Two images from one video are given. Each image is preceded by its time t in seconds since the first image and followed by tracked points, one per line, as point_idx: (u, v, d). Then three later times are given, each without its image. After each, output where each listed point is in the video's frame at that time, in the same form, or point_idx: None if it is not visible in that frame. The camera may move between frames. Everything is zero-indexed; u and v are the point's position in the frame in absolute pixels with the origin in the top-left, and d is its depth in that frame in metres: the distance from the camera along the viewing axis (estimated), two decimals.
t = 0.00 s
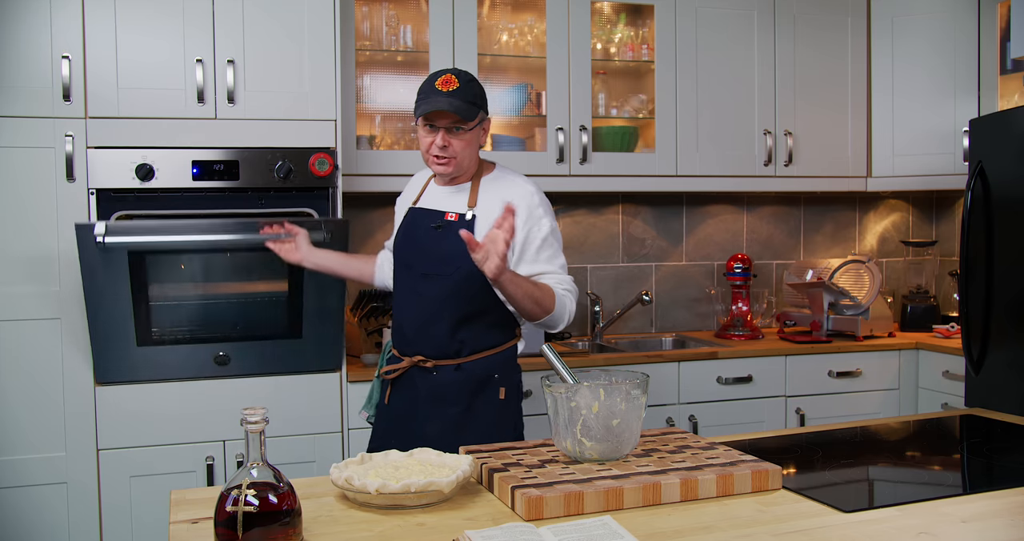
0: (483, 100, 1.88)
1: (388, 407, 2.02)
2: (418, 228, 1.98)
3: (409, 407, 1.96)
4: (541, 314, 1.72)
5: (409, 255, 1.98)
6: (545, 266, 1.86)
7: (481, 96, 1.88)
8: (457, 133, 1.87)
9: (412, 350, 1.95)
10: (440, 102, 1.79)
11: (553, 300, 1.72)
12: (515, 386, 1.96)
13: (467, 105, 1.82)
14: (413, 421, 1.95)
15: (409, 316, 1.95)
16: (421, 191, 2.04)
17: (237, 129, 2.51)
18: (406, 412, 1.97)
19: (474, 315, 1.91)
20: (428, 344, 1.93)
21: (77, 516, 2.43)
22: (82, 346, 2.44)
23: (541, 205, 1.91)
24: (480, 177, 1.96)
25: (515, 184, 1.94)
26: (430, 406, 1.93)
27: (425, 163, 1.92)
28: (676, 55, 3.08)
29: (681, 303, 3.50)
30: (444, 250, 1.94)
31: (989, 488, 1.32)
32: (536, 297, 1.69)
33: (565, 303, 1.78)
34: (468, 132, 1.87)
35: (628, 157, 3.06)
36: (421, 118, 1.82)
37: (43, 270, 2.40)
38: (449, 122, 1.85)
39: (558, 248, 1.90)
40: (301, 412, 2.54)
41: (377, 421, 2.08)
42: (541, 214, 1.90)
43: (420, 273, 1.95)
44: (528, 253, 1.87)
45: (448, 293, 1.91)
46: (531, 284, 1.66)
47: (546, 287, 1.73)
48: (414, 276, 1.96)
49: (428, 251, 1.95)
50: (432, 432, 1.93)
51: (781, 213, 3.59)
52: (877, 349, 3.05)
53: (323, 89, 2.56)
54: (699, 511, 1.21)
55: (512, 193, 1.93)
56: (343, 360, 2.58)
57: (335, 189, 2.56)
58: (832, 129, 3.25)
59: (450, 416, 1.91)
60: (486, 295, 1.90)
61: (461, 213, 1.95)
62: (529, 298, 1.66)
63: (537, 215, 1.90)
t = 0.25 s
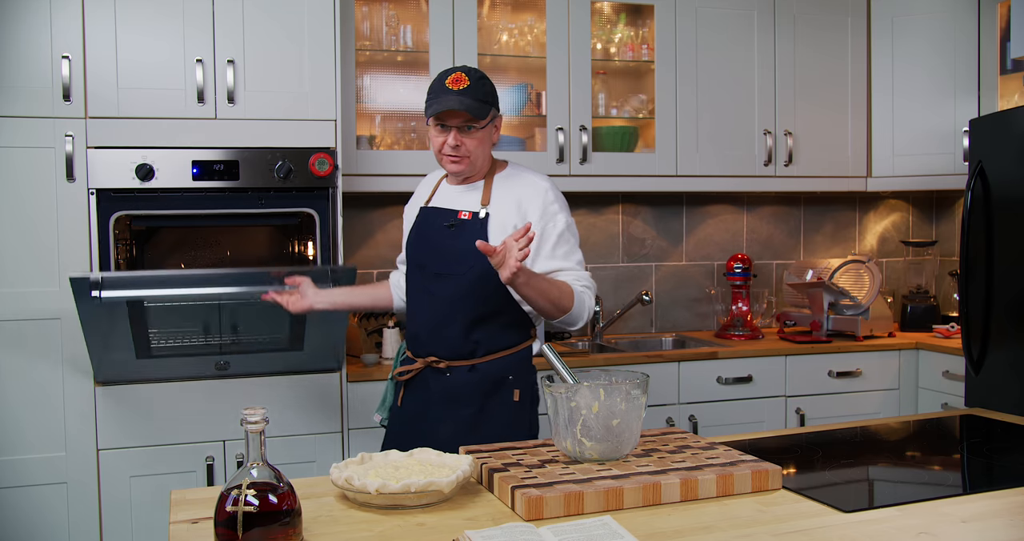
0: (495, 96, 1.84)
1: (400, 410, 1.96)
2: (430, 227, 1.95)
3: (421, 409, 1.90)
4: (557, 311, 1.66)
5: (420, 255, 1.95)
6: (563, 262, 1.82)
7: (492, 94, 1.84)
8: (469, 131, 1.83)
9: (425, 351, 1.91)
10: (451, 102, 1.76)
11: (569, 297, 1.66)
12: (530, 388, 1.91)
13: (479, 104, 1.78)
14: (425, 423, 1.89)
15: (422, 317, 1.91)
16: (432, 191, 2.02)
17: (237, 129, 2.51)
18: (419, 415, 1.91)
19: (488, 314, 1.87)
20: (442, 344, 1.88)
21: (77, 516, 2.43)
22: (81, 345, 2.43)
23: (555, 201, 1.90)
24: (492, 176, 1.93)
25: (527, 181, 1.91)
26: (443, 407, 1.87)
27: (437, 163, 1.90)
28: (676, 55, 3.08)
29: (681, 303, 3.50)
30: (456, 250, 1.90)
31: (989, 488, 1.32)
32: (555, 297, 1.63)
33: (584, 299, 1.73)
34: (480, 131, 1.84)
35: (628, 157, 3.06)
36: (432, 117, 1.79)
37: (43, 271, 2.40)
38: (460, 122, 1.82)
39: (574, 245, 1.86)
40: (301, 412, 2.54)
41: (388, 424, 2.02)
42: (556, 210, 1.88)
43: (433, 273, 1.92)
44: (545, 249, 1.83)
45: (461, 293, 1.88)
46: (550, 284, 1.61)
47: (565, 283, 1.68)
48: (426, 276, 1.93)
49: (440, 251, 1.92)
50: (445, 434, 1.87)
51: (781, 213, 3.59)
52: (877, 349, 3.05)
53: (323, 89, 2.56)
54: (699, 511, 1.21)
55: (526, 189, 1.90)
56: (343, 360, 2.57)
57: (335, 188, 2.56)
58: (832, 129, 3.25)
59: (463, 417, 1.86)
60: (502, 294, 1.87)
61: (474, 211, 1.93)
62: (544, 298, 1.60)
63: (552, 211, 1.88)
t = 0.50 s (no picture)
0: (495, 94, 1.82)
1: (420, 417, 1.91)
2: (440, 230, 1.89)
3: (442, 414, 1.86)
4: (573, 307, 1.62)
5: (431, 259, 1.88)
6: (576, 253, 1.77)
7: (491, 91, 1.82)
8: (472, 131, 1.81)
9: (444, 355, 1.86)
10: (451, 101, 1.74)
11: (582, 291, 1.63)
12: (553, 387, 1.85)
13: (478, 101, 1.76)
14: (449, 427, 1.85)
15: (437, 321, 1.85)
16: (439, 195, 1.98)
17: (237, 129, 2.51)
18: (440, 421, 1.87)
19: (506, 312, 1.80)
20: (461, 346, 1.83)
21: (77, 516, 2.43)
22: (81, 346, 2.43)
23: (564, 193, 1.85)
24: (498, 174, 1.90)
25: (536, 174, 1.88)
26: (465, 411, 1.82)
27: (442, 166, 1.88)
28: (676, 55, 3.08)
29: (681, 303, 3.50)
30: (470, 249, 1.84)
31: (989, 488, 1.32)
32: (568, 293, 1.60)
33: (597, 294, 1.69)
34: (482, 129, 1.82)
35: (628, 157, 3.06)
36: (431, 118, 1.77)
37: (43, 271, 2.40)
38: (461, 121, 1.80)
39: (586, 236, 1.82)
40: (301, 412, 2.54)
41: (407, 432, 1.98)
42: (565, 201, 1.84)
43: (446, 275, 1.85)
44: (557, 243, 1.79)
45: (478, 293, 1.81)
46: (561, 281, 1.59)
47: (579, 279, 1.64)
48: (438, 280, 1.87)
49: (452, 252, 1.86)
50: (469, 438, 1.83)
51: (781, 213, 3.59)
52: (877, 349, 3.05)
53: (322, 89, 2.56)
54: (699, 511, 1.21)
55: (534, 182, 1.86)
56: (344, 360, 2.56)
57: (335, 188, 2.56)
58: (832, 129, 3.25)
59: (487, 420, 1.81)
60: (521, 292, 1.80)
61: (484, 210, 1.88)
62: (554, 294, 1.57)
63: (561, 202, 1.83)
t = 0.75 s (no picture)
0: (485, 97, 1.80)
1: (433, 424, 1.88)
2: (447, 234, 1.89)
3: (457, 420, 1.83)
4: (576, 316, 1.63)
5: (439, 264, 1.88)
6: (582, 253, 1.76)
7: (480, 95, 1.79)
8: (466, 137, 1.79)
9: (457, 359, 1.83)
10: (442, 111, 1.72)
11: (583, 299, 1.63)
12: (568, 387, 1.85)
13: (470, 107, 1.74)
14: (465, 433, 1.82)
15: (449, 325, 1.83)
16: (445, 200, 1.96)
17: (237, 129, 2.51)
18: (455, 427, 1.84)
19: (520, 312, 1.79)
20: (475, 349, 1.80)
21: (77, 516, 2.43)
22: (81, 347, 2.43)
23: (568, 190, 1.84)
24: (500, 177, 1.88)
25: (539, 173, 1.87)
26: (481, 415, 1.80)
27: (441, 176, 1.86)
28: (676, 55, 3.08)
29: (681, 303, 3.50)
30: (479, 253, 1.84)
31: (989, 488, 1.32)
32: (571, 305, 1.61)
33: (605, 293, 1.69)
34: (477, 133, 1.79)
35: (628, 157, 3.06)
36: (424, 130, 1.76)
37: (43, 271, 2.40)
38: (455, 128, 1.77)
39: (592, 232, 1.81)
40: (301, 412, 2.54)
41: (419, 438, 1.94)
42: (569, 199, 1.83)
43: (456, 280, 1.86)
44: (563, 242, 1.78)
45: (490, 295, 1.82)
46: (562, 295, 1.59)
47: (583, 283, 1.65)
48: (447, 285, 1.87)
49: (461, 256, 1.86)
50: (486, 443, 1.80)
51: (781, 213, 3.59)
52: (877, 349, 3.05)
53: (322, 90, 2.56)
54: (699, 511, 1.21)
55: (537, 181, 1.85)
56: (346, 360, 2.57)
57: (335, 188, 2.56)
58: (832, 129, 3.25)
59: (504, 424, 1.79)
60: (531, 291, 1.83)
61: (491, 213, 1.86)
62: (556, 310, 1.58)
63: (566, 200, 1.82)
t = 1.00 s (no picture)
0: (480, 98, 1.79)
1: (440, 428, 1.88)
2: (449, 238, 1.89)
3: (465, 424, 1.83)
4: (583, 318, 1.62)
5: (443, 269, 1.88)
6: (587, 253, 1.77)
7: (474, 95, 1.79)
8: (461, 138, 1.78)
9: (464, 365, 1.83)
10: (434, 113, 1.71)
11: (590, 302, 1.62)
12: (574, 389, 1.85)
13: (463, 109, 1.73)
14: (473, 437, 1.82)
15: (455, 331, 1.83)
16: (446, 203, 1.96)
17: (237, 129, 2.51)
18: (462, 432, 1.84)
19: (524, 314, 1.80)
20: (482, 355, 1.80)
21: (77, 516, 2.43)
22: (81, 348, 2.43)
23: (569, 191, 1.85)
24: (499, 178, 1.88)
25: (539, 174, 1.87)
26: (489, 420, 1.80)
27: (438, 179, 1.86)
28: (676, 55, 3.08)
29: (681, 304, 3.50)
30: (481, 256, 1.84)
31: (989, 488, 1.32)
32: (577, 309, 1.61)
33: (610, 293, 1.69)
34: (472, 134, 1.79)
35: (628, 157, 3.06)
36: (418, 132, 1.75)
37: (43, 271, 2.40)
38: (449, 130, 1.77)
39: (595, 232, 1.82)
40: (301, 412, 2.54)
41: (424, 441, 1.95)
42: (570, 199, 1.83)
43: (459, 285, 1.86)
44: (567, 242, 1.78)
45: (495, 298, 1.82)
46: (568, 300, 1.59)
47: (588, 285, 1.64)
48: (452, 290, 1.87)
49: (464, 260, 1.86)
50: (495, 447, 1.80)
51: (781, 213, 3.59)
52: (877, 349, 3.05)
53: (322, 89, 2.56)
54: (699, 511, 1.21)
55: (538, 182, 1.85)
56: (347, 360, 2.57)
57: (335, 188, 2.55)
58: (832, 130, 3.25)
59: (513, 428, 1.79)
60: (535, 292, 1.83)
61: (493, 215, 1.86)
62: (562, 315, 1.58)
63: (568, 200, 1.82)
